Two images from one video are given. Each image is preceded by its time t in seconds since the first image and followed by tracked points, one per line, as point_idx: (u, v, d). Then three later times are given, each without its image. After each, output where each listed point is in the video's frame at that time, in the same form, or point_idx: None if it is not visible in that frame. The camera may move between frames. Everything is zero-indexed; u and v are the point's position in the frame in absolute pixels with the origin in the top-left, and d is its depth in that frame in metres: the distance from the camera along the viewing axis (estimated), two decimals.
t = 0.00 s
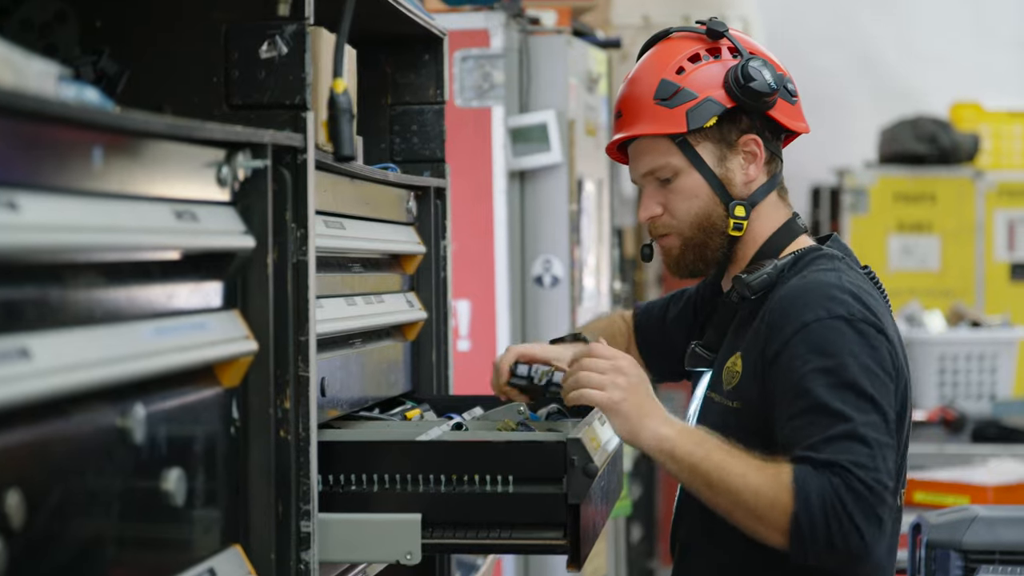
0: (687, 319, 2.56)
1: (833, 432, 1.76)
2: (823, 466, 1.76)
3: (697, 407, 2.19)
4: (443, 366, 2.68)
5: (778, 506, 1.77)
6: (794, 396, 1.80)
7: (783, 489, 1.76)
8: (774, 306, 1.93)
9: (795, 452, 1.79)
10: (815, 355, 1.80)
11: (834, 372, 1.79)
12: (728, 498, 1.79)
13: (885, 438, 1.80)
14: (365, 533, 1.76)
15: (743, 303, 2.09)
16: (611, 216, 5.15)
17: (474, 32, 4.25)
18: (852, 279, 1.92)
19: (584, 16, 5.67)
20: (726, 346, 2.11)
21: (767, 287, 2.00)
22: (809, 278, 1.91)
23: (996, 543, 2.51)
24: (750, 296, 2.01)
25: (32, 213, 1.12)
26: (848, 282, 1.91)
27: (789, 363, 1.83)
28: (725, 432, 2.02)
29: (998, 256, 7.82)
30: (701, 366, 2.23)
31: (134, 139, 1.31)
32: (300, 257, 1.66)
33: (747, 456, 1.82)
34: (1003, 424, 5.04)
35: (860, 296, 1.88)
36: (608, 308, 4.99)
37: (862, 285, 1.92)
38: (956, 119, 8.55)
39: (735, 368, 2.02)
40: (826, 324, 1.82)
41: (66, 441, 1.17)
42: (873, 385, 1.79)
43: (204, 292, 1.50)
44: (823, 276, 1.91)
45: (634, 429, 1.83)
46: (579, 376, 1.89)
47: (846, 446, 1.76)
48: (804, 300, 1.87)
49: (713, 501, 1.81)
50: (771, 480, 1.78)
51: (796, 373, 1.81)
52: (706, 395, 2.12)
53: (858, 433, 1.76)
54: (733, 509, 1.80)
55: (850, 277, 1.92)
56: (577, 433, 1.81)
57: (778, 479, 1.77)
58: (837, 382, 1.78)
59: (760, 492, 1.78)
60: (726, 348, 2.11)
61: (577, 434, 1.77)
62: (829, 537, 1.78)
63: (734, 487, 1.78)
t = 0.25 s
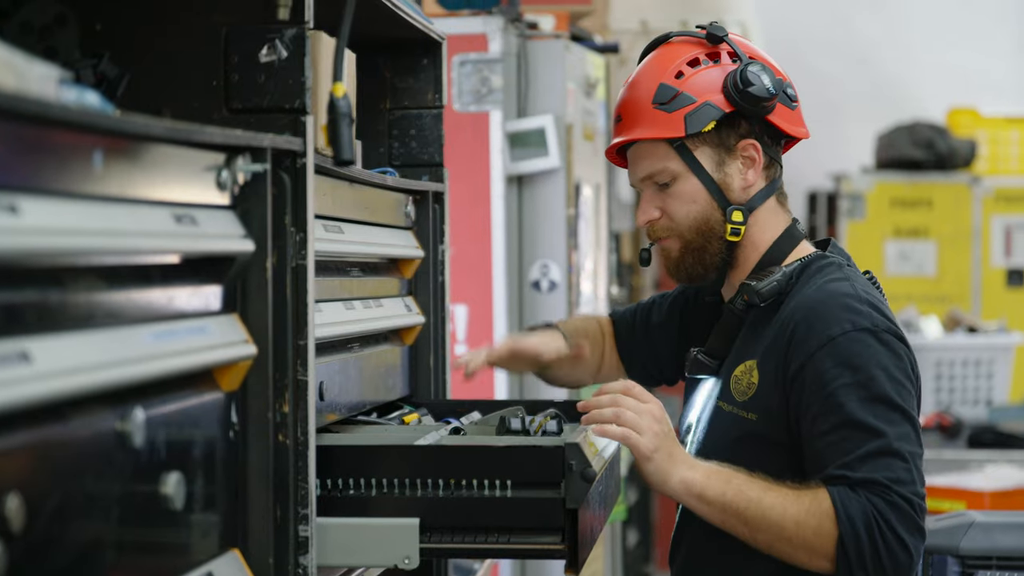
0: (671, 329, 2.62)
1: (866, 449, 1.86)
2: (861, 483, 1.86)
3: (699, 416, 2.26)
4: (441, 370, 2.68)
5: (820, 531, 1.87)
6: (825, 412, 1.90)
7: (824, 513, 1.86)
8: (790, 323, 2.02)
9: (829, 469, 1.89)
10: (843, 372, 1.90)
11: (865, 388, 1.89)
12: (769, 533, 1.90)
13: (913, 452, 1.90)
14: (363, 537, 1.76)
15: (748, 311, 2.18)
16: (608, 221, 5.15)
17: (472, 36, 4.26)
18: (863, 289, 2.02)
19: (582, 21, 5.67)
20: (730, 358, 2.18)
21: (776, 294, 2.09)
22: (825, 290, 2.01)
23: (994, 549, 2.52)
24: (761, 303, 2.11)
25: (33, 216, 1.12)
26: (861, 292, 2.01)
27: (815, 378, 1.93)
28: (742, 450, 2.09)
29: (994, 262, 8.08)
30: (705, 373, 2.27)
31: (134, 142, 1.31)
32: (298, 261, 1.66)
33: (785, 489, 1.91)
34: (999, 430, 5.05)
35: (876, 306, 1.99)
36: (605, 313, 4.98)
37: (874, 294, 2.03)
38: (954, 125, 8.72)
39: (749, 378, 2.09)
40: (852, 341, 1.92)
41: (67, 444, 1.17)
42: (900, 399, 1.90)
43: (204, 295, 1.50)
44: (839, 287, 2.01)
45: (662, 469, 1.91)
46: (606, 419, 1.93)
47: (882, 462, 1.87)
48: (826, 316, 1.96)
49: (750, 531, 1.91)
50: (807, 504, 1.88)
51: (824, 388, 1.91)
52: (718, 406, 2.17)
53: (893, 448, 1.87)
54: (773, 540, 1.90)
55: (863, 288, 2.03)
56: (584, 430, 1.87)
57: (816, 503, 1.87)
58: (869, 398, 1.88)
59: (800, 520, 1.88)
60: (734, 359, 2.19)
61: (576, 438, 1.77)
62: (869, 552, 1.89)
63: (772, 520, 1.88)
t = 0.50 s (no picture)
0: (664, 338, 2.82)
1: (836, 449, 1.82)
2: (824, 478, 1.82)
3: (686, 420, 2.19)
4: (437, 370, 2.68)
5: (777, 521, 1.83)
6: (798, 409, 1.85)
7: (784, 505, 1.83)
8: (770, 320, 1.96)
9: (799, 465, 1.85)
10: (816, 372, 1.84)
11: (838, 386, 1.83)
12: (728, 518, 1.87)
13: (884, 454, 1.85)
14: (361, 537, 1.75)
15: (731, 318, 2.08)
16: (604, 222, 5.16)
17: (467, 37, 4.27)
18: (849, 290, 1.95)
19: (576, 22, 5.68)
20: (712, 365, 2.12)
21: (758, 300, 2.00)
22: (807, 291, 1.94)
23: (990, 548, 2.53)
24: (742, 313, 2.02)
25: (31, 217, 1.12)
26: (846, 292, 1.94)
27: (794, 379, 1.86)
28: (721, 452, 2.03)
29: (988, 261, 8.11)
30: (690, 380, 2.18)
31: (131, 143, 1.31)
32: (296, 262, 1.66)
33: (751, 471, 1.88)
34: (993, 430, 5.07)
35: (857, 309, 1.92)
36: (600, 313, 4.99)
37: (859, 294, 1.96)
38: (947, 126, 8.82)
39: (733, 384, 2.01)
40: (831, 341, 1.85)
41: (66, 445, 1.17)
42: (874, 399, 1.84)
43: (200, 296, 1.50)
44: (822, 288, 1.94)
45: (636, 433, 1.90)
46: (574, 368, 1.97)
47: (850, 463, 1.82)
48: (807, 318, 1.89)
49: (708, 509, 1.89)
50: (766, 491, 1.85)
51: (796, 386, 1.86)
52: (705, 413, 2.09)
53: (861, 450, 1.82)
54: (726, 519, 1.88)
55: (849, 288, 1.95)
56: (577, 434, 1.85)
57: (775, 492, 1.84)
58: (841, 394, 1.83)
59: (763, 508, 1.84)
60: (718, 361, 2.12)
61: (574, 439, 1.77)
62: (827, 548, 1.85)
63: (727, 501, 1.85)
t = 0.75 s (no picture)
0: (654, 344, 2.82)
1: (731, 366, 1.76)
2: (716, 393, 1.74)
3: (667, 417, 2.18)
4: (430, 371, 2.67)
5: (659, 419, 1.76)
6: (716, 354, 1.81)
7: (668, 404, 1.77)
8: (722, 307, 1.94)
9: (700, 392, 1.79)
10: (738, 321, 1.82)
11: (754, 329, 1.79)
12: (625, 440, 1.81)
13: (793, 396, 1.75)
14: (356, 538, 1.76)
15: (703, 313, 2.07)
16: (596, 224, 5.16)
17: (459, 38, 4.27)
18: (806, 282, 1.93)
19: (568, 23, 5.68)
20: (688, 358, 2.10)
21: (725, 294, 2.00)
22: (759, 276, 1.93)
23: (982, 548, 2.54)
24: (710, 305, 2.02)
25: (28, 218, 1.12)
26: (799, 283, 1.92)
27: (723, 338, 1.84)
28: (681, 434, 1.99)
29: (980, 263, 8.18)
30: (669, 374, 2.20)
31: (126, 145, 1.31)
32: (290, 263, 1.66)
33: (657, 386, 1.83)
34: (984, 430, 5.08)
35: (807, 295, 1.89)
36: (593, 314, 4.99)
37: (815, 290, 1.92)
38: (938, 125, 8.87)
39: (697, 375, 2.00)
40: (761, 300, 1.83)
41: (63, 446, 1.17)
42: (788, 346, 1.78)
43: (195, 298, 1.50)
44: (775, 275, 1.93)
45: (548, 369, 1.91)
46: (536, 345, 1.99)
47: (743, 376, 1.74)
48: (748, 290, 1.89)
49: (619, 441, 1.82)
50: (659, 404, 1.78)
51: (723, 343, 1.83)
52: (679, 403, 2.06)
53: (760, 372, 1.73)
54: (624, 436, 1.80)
55: (801, 280, 1.92)
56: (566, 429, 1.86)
57: (666, 406, 1.77)
58: (753, 335, 1.78)
59: (649, 411, 1.78)
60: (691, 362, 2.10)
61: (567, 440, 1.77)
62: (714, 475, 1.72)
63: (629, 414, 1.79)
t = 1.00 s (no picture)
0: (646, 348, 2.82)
1: (716, 346, 1.77)
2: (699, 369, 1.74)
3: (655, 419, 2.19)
4: (420, 373, 2.67)
5: (641, 397, 1.77)
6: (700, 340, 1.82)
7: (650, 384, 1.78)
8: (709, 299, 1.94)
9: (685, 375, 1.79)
10: (723, 308, 1.82)
11: (737, 312, 1.79)
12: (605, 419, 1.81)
13: (778, 374, 1.74)
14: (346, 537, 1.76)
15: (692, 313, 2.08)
16: (585, 225, 5.15)
17: (448, 40, 4.28)
18: (794, 277, 1.94)
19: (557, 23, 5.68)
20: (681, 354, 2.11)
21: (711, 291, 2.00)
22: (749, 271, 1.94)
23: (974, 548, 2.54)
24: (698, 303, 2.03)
25: (20, 219, 1.12)
26: (787, 277, 1.92)
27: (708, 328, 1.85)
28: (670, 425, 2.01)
29: (967, 263, 8.24)
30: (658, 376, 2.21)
31: (118, 147, 1.31)
32: (280, 265, 1.65)
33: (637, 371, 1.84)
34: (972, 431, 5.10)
35: (794, 288, 1.89)
36: (582, 316, 4.98)
37: (802, 284, 1.93)
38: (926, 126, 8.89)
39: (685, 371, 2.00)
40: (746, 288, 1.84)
41: (55, 449, 1.17)
42: (772, 328, 1.78)
43: (187, 299, 1.50)
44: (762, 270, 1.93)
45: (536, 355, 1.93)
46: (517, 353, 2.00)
47: (729, 353, 1.74)
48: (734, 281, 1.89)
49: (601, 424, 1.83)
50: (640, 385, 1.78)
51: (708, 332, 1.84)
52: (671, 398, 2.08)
53: (743, 349, 1.74)
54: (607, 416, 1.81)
55: (787, 275, 1.93)
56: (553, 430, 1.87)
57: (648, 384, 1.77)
58: (736, 318, 1.78)
59: (632, 389, 1.78)
60: (684, 358, 2.10)
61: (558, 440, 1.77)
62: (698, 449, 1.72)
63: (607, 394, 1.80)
